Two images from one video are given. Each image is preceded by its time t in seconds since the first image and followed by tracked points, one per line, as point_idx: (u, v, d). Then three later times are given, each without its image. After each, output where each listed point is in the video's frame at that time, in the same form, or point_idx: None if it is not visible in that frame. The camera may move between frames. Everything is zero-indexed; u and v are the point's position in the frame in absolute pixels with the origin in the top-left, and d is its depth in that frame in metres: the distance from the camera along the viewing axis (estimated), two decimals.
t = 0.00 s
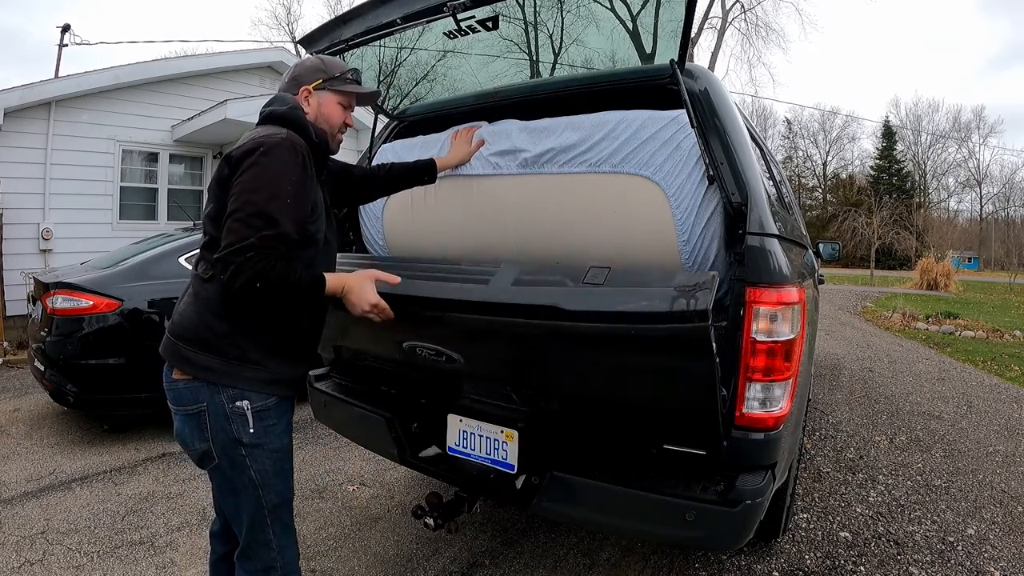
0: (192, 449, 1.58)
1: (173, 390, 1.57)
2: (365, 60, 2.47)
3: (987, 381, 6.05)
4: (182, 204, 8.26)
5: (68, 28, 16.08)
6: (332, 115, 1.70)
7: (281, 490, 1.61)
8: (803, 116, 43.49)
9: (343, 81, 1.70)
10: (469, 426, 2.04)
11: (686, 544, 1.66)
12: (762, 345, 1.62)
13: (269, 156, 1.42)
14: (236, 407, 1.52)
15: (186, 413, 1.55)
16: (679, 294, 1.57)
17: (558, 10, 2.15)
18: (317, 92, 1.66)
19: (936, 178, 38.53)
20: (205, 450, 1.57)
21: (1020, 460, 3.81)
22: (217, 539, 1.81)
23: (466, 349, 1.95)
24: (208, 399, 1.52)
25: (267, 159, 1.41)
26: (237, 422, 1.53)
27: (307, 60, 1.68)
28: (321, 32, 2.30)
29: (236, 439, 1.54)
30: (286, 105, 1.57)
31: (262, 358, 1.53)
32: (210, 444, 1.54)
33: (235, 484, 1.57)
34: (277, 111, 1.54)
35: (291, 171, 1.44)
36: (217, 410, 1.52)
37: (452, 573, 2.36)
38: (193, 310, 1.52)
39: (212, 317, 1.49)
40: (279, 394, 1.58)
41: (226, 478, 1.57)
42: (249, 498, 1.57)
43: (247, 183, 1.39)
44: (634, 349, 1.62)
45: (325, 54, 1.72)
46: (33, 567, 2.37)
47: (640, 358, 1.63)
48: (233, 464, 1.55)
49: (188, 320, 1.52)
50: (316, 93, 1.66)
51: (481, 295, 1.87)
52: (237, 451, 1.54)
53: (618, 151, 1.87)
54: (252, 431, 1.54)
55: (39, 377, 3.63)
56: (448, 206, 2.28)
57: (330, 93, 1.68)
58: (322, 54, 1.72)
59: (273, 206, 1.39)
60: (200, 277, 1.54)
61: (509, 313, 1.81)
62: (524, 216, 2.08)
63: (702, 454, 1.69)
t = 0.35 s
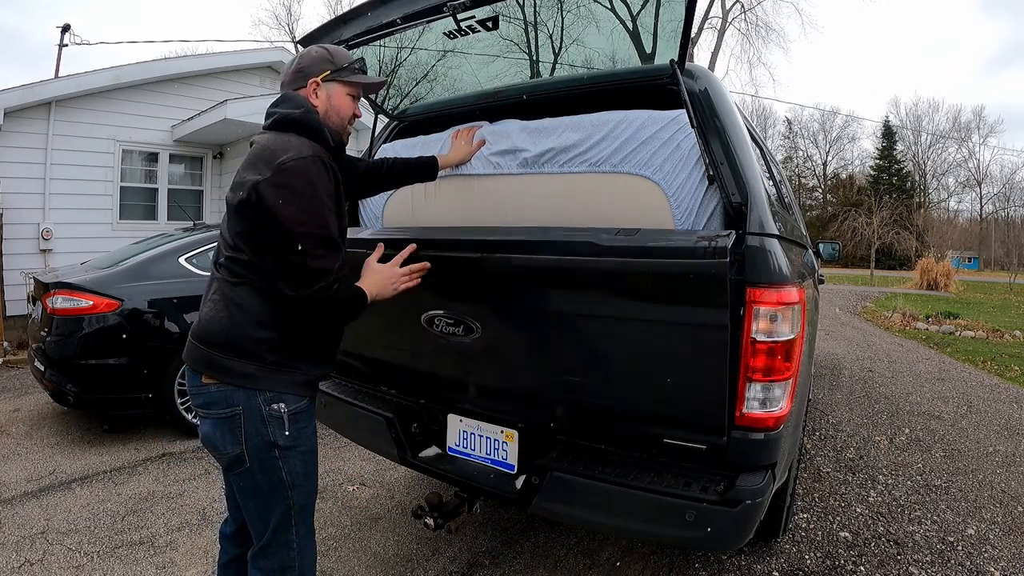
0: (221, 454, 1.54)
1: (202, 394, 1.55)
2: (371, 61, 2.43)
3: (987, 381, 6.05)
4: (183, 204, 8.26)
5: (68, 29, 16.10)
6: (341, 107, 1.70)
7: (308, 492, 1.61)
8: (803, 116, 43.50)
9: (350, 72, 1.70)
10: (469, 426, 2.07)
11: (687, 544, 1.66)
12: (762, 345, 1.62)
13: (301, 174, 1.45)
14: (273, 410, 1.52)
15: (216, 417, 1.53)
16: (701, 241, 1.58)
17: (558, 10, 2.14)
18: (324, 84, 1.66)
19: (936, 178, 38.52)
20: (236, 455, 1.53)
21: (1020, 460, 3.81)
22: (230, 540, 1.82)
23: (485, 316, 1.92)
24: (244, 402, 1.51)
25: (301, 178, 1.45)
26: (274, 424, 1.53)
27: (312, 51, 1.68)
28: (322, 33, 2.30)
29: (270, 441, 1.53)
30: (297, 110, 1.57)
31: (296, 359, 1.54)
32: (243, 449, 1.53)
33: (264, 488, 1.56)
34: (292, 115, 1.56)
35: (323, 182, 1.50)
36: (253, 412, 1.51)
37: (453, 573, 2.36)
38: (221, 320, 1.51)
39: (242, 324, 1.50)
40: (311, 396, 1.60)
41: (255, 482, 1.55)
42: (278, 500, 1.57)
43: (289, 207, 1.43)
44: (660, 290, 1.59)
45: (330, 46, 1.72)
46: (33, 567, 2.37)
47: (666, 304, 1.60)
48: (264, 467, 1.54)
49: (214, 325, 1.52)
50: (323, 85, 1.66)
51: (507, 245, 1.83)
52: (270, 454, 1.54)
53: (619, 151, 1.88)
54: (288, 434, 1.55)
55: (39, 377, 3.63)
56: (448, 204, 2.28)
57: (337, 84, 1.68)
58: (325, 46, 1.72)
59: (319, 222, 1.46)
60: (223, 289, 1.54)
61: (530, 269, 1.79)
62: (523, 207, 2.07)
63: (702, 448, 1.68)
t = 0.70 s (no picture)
0: (228, 452, 1.53)
1: (209, 391, 1.54)
2: (371, 61, 2.42)
3: (987, 381, 6.05)
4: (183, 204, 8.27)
5: (68, 29, 16.03)
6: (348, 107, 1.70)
7: (312, 491, 1.61)
8: (803, 116, 43.50)
9: (353, 71, 1.70)
10: (469, 426, 2.08)
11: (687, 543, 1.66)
12: (762, 345, 1.62)
13: (337, 175, 1.51)
14: (283, 408, 1.54)
15: (224, 414, 1.52)
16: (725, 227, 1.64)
17: (558, 10, 2.14)
18: (329, 86, 1.66)
19: (936, 178, 38.51)
20: (243, 453, 1.53)
21: (1020, 460, 3.81)
22: (228, 540, 1.82)
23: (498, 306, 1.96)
24: (254, 400, 1.52)
25: (334, 178, 1.50)
26: (283, 423, 1.54)
27: (313, 55, 1.67)
28: (322, 33, 2.30)
29: (279, 440, 1.54)
30: (315, 111, 1.58)
31: (301, 359, 1.54)
32: (249, 448, 1.52)
33: (269, 487, 1.56)
34: (311, 116, 1.57)
35: (355, 180, 1.56)
36: (263, 411, 1.52)
37: (452, 573, 2.36)
38: (238, 318, 1.50)
39: (260, 320, 1.50)
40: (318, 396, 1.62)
41: (259, 480, 1.55)
42: (282, 500, 1.58)
43: (325, 207, 1.48)
44: (670, 262, 1.66)
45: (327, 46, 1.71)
46: (33, 567, 2.37)
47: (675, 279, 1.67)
48: (270, 466, 1.54)
49: (227, 323, 1.51)
50: (328, 87, 1.66)
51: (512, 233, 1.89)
52: (277, 453, 1.55)
53: (619, 151, 1.89)
54: (296, 433, 1.56)
55: (39, 377, 3.63)
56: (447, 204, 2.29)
57: (342, 84, 1.68)
58: (325, 48, 1.71)
59: (355, 219, 1.52)
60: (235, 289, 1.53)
61: (537, 253, 1.85)
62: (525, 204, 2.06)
63: (703, 443, 1.69)
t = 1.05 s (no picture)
0: (242, 452, 1.53)
1: (216, 394, 1.54)
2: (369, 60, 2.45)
3: (987, 381, 6.05)
4: (183, 204, 8.27)
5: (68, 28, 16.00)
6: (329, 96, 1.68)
7: (333, 480, 1.59)
8: (803, 116, 43.49)
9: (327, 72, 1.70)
10: (469, 426, 2.08)
11: (690, 543, 1.66)
12: (762, 345, 1.62)
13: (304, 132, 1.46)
14: (289, 404, 1.51)
15: (232, 416, 1.52)
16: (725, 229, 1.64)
17: (558, 10, 2.13)
18: (306, 90, 1.67)
19: (936, 177, 38.51)
20: (256, 451, 1.52)
21: (1020, 460, 3.81)
22: (228, 537, 1.79)
23: (497, 306, 1.96)
24: (258, 398, 1.50)
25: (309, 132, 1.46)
26: (290, 418, 1.51)
27: (288, 62, 1.68)
28: (321, 33, 2.30)
29: (289, 434, 1.52)
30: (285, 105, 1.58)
31: (306, 352, 1.55)
32: (261, 445, 1.51)
33: (290, 483, 1.54)
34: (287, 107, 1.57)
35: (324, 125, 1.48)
36: (269, 408, 1.50)
37: (452, 573, 2.36)
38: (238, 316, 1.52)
39: (254, 314, 1.51)
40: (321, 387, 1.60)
41: (280, 477, 1.53)
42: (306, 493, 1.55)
43: (311, 157, 1.44)
44: (666, 262, 1.66)
45: (300, 52, 1.71)
46: (34, 567, 2.37)
47: (670, 279, 1.67)
48: (286, 461, 1.52)
49: (225, 322, 1.53)
50: (305, 91, 1.67)
51: (512, 233, 1.89)
52: (292, 446, 1.52)
53: (618, 151, 1.89)
54: (306, 426, 1.53)
55: (39, 377, 3.63)
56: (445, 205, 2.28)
57: (318, 87, 1.68)
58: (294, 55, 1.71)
59: (344, 146, 1.44)
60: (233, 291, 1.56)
61: (537, 254, 1.85)
62: (525, 203, 2.06)
63: (703, 443, 1.69)
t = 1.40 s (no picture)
0: (284, 444, 1.48)
1: (260, 385, 1.49)
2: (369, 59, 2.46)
3: (987, 381, 6.05)
4: (183, 204, 8.27)
5: (68, 28, 15.95)
6: (342, 79, 1.64)
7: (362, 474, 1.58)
8: (803, 116, 43.49)
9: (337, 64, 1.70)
10: (469, 427, 2.08)
11: (693, 542, 1.66)
12: (762, 345, 1.62)
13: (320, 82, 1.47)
14: (337, 395, 1.51)
15: (278, 407, 1.48)
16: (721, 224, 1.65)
17: (558, 10, 2.14)
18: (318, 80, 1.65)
19: (936, 177, 38.50)
20: (301, 444, 1.48)
21: (1020, 460, 3.81)
22: (249, 529, 1.74)
23: (497, 306, 1.96)
24: (308, 389, 1.48)
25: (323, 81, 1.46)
26: (338, 410, 1.51)
27: (297, 57, 1.68)
28: (322, 33, 2.30)
29: (334, 426, 1.50)
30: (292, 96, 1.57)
31: (364, 290, 1.53)
32: (308, 437, 1.47)
33: (324, 473, 1.50)
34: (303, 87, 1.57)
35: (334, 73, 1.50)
36: (318, 400, 1.49)
37: (452, 573, 2.36)
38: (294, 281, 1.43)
39: (312, 261, 1.44)
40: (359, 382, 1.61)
41: (315, 467, 1.49)
42: (338, 484, 1.52)
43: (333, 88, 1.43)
44: (664, 261, 1.67)
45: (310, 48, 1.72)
46: (33, 567, 2.37)
47: (669, 278, 1.67)
48: (327, 452, 1.50)
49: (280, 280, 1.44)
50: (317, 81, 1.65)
51: (512, 233, 1.89)
52: (334, 439, 1.50)
53: (619, 150, 1.89)
54: (349, 418, 1.54)
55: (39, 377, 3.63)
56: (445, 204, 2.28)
57: (330, 78, 1.67)
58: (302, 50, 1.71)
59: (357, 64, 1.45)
60: (277, 256, 1.48)
61: (536, 253, 1.85)
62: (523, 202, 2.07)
63: (703, 443, 1.69)
